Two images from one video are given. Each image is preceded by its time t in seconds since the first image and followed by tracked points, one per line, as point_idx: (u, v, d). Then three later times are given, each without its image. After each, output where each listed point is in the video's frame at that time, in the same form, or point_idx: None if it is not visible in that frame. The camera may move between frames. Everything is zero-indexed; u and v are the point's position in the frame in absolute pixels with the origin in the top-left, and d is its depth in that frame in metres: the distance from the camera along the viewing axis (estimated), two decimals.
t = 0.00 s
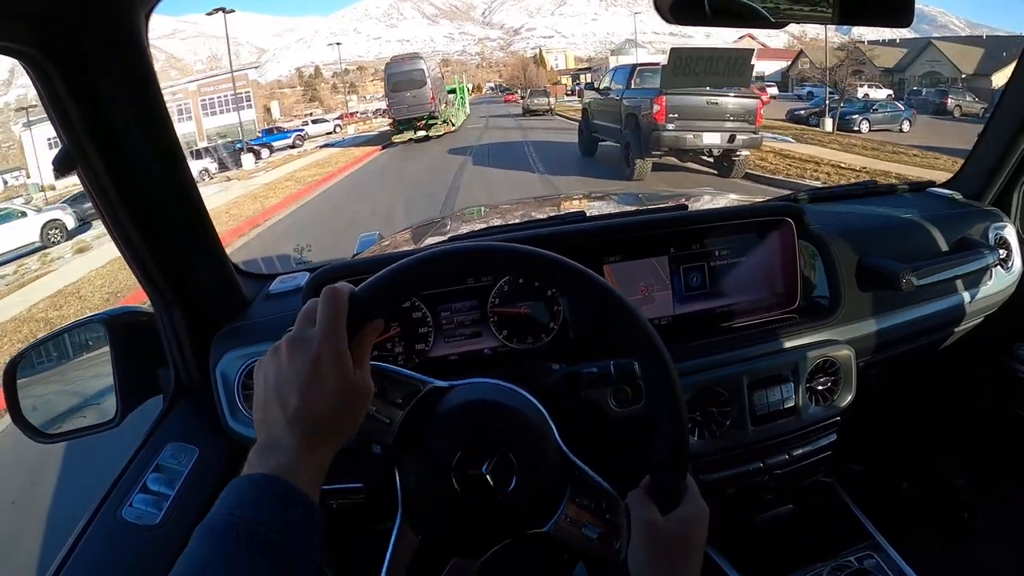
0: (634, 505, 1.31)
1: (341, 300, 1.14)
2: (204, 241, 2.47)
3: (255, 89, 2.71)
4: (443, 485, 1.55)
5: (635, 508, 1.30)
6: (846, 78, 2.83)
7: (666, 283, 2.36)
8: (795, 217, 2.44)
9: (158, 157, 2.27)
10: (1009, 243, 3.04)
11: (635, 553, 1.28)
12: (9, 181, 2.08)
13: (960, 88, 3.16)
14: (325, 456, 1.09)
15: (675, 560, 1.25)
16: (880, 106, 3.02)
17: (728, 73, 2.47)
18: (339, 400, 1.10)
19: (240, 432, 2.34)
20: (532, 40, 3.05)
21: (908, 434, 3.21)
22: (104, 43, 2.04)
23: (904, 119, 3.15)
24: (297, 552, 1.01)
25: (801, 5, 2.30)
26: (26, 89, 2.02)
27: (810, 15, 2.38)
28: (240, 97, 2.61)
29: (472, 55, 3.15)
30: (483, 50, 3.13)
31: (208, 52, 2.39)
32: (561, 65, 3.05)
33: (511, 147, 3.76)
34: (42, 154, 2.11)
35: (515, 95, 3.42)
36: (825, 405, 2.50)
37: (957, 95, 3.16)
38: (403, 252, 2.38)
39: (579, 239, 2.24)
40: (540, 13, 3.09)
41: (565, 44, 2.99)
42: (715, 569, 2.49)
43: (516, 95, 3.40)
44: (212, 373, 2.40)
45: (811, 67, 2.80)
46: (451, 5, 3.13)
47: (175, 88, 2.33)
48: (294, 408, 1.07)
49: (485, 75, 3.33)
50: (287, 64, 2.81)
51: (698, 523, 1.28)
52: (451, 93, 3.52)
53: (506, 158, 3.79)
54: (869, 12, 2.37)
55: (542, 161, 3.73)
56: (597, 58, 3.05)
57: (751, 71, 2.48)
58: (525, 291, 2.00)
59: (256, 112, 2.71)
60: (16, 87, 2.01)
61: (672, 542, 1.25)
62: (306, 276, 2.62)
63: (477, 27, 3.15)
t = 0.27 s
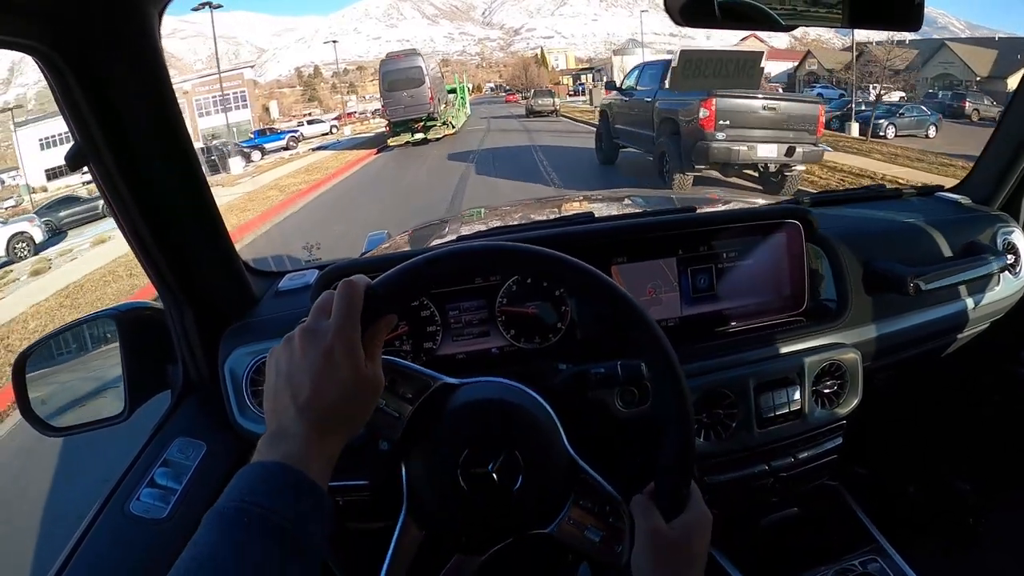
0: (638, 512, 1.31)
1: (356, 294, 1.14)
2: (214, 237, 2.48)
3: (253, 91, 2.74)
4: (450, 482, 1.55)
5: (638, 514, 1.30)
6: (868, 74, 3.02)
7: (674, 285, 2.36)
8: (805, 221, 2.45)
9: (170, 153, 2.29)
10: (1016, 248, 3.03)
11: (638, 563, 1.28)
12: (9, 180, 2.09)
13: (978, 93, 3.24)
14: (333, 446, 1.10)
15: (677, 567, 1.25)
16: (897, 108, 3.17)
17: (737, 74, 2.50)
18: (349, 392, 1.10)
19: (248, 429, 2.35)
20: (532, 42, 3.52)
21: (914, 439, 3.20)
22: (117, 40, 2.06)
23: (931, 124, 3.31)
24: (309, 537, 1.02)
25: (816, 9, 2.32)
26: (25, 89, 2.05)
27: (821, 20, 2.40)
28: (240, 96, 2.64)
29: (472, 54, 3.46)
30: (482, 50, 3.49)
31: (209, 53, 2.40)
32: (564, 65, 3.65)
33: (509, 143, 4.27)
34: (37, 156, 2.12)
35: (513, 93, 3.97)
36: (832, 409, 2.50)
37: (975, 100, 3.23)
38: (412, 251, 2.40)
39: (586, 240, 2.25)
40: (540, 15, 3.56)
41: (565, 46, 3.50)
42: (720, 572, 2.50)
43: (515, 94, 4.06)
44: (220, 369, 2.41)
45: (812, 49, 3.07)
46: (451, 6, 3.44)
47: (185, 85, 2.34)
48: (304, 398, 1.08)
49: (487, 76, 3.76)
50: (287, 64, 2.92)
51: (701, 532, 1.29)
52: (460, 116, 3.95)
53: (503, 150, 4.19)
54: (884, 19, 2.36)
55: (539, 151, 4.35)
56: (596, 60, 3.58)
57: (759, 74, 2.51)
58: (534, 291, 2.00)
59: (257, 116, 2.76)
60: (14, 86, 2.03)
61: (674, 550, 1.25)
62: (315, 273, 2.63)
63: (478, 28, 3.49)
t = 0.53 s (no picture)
0: (639, 515, 1.29)
1: (353, 292, 1.14)
2: (217, 234, 2.47)
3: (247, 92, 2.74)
4: (448, 482, 1.54)
5: (640, 517, 1.28)
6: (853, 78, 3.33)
7: (679, 285, 2.34)
8: (812, 222, 2.43)
9: (172, 150, 2.28)
10: None
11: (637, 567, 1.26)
12: None
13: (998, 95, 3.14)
14: (331, 444, 1.09)
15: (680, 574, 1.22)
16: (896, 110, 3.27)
17: (744, 72, 2.41)
18: (347, 390, 1.09)
19: (248, 426, 2.34)
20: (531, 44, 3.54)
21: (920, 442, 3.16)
22: (119, 38, 2.05)
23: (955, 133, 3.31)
24: (304, 539, 1.00)
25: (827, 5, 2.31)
26: (22, 89, 2.05)
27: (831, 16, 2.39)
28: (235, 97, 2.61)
29: (473, 54, 3.54)
30: (481, 50, 3.53)
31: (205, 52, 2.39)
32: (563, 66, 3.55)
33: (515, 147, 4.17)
34: (25, 158, 2.10)
35: (513, 93, 3.94)
36: (836, 412, 2.48)
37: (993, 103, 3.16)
38: (415, 249, 2.39)
39: (589, 238, 2.24)
40: (540, 15, 3.54)
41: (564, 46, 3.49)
42: None
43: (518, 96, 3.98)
44: (221, 366, 2.40)
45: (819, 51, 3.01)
46: (450, 6, 3.47)
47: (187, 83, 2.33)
48: (301, 396, 1.07)
49: (484, 76, 3.75)
50: (286, 65, 2.92)
51: (703, 536, 1.26)
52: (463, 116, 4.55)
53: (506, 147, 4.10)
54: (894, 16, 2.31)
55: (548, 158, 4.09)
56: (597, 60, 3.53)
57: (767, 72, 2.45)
58: (536, 290, 1.98)
59: (252, 117, 2.76)
60: (12, 86, 2.04)
61: (677, 555, 1.22)
62: (317, 271, 2.62)
63: (477, 28, 3.53)
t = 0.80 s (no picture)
0: (645, 510, 1.29)
1: (351, 294, 1.14)
2: (221, 229, 2.47)
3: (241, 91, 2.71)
4: (453, 479, 1.54)
5: (646, 511, 1.28)
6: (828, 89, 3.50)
7: (685, 284, 2.34)
8: (819, 218, 2.42)
9: (178, 147, 2.28)
10: None
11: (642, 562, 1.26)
12: None
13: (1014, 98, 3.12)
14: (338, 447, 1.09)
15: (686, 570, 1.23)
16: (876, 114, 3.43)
17: (751, 70, 2.38)
18: (350, 391, 1.09)
19: (252, 422, 2.34)
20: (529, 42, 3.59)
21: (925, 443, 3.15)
22: (127, 34, 2.05)
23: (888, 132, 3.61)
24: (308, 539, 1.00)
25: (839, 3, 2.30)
26: (19, 88, 2.06)
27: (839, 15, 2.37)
28: (228, 95, 2.53)
29: (470, 54, 3.56)
30: (479, 49, 3.57)
31: (203, 52, 2.39)
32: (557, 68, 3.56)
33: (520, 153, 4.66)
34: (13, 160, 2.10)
35: (512, 94, 4.03)
36: (842, 411, 2.46)
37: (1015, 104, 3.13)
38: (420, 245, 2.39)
39: (594, 236, 2.24)
40: (537, 14, 3.62)
41: (562, 44, 3.54)
42: None
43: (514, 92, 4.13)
44: (226, 362, 2.40)
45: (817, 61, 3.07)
46: (448, 6, 3.48)
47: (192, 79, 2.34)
48: (306, 402, 1.06)
49: (482, 76, 3.82)
50: (283, 63, 3.01)
51: (709, 530, 1.27)
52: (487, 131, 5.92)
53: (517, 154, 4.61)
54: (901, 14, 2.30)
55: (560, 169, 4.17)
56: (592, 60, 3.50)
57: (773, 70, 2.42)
58: (542, 287, 2.00)
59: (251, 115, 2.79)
60: (9, 86, 2.04)
61: (682, 551, 1.23)
62: (323, 268, 2.63)
63: (475, 28, 3.59)
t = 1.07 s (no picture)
0: (646, 501, 1.32)
1: (348, 305, 1.18)
2: (228, 232, 2.51)
3: (235, 91, 2.59)
4: (457, 475, 1.57)
5: (648, 500, 1.31)
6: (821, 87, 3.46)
7: (687, 285, 2.38)
8: (820, 222, 2.42)
9: (186, 152, 2.32)
10: None
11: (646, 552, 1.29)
12: None
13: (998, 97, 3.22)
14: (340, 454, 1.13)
15: (686, 558, 1.25)
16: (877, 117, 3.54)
17: (753, 74, 2.47)
18: (350, 400, 1.13)
19: (260, 419, 2.38)
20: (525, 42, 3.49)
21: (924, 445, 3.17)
22: (136, 41, 2.09)
23: (842, 118, 3.90)
24: (313, 542, 1.04)
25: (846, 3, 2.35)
26: (15, 89, 2.05)
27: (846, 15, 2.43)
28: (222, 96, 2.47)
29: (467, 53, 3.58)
30: (475, 50, 3.56)
31: (201, 51, 2.33)
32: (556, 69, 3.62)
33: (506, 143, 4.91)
34: (1, 162, 2.05)
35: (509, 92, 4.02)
36: (840, 413, 2.48)
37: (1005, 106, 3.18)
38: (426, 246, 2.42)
39: (596, 237, 2.28)
40: (533, 14, 3.58)
41: (559, 46, 3.49)
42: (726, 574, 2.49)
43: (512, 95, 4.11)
44: (234, 359, 2.44)
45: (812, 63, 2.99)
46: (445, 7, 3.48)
47: (202, 80, 2.38)
48: (306, 410, 1.10)
49: (478, 75, 3.83)
50: (279, 65, 2.89)
51: (710, 519, 1.30)
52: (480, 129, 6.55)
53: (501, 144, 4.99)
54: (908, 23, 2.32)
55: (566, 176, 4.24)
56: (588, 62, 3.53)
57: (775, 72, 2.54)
58: (546, 288, 2.07)
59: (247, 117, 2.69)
60: (5, 86, 2.03)
61: (683, 540, 1.26)
62: (330, 267, 2.66)
63: (471, 28, 3.57)
